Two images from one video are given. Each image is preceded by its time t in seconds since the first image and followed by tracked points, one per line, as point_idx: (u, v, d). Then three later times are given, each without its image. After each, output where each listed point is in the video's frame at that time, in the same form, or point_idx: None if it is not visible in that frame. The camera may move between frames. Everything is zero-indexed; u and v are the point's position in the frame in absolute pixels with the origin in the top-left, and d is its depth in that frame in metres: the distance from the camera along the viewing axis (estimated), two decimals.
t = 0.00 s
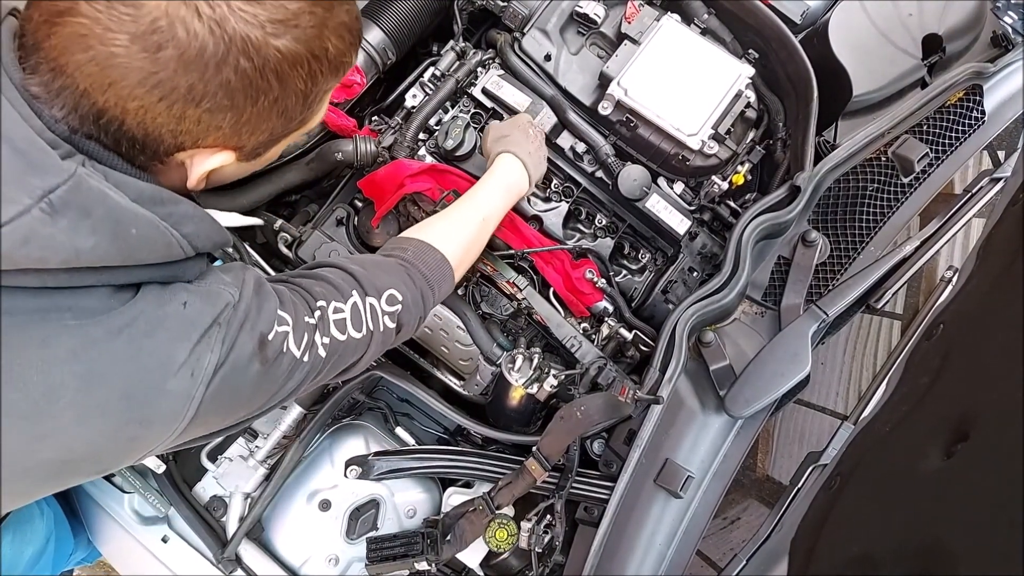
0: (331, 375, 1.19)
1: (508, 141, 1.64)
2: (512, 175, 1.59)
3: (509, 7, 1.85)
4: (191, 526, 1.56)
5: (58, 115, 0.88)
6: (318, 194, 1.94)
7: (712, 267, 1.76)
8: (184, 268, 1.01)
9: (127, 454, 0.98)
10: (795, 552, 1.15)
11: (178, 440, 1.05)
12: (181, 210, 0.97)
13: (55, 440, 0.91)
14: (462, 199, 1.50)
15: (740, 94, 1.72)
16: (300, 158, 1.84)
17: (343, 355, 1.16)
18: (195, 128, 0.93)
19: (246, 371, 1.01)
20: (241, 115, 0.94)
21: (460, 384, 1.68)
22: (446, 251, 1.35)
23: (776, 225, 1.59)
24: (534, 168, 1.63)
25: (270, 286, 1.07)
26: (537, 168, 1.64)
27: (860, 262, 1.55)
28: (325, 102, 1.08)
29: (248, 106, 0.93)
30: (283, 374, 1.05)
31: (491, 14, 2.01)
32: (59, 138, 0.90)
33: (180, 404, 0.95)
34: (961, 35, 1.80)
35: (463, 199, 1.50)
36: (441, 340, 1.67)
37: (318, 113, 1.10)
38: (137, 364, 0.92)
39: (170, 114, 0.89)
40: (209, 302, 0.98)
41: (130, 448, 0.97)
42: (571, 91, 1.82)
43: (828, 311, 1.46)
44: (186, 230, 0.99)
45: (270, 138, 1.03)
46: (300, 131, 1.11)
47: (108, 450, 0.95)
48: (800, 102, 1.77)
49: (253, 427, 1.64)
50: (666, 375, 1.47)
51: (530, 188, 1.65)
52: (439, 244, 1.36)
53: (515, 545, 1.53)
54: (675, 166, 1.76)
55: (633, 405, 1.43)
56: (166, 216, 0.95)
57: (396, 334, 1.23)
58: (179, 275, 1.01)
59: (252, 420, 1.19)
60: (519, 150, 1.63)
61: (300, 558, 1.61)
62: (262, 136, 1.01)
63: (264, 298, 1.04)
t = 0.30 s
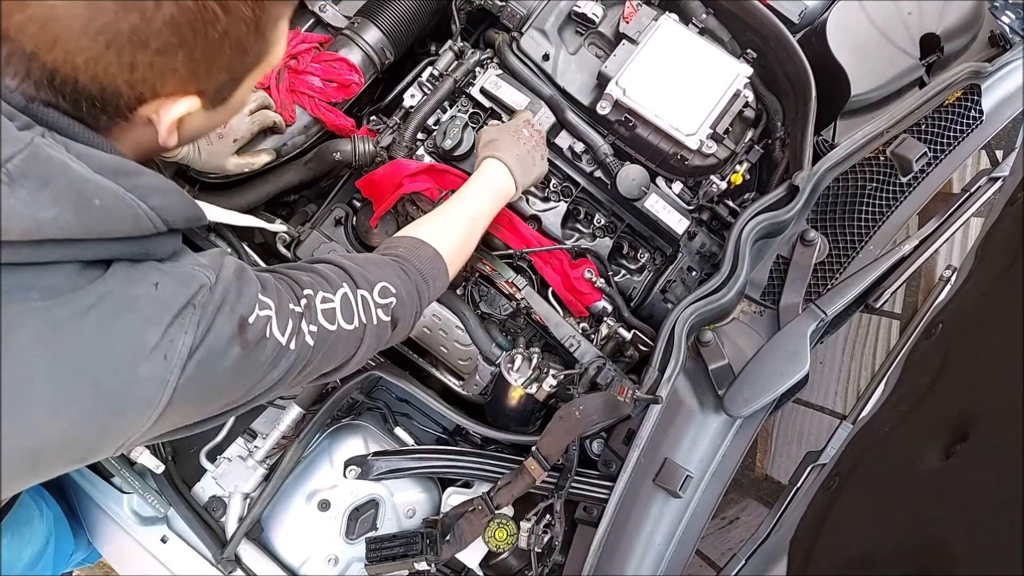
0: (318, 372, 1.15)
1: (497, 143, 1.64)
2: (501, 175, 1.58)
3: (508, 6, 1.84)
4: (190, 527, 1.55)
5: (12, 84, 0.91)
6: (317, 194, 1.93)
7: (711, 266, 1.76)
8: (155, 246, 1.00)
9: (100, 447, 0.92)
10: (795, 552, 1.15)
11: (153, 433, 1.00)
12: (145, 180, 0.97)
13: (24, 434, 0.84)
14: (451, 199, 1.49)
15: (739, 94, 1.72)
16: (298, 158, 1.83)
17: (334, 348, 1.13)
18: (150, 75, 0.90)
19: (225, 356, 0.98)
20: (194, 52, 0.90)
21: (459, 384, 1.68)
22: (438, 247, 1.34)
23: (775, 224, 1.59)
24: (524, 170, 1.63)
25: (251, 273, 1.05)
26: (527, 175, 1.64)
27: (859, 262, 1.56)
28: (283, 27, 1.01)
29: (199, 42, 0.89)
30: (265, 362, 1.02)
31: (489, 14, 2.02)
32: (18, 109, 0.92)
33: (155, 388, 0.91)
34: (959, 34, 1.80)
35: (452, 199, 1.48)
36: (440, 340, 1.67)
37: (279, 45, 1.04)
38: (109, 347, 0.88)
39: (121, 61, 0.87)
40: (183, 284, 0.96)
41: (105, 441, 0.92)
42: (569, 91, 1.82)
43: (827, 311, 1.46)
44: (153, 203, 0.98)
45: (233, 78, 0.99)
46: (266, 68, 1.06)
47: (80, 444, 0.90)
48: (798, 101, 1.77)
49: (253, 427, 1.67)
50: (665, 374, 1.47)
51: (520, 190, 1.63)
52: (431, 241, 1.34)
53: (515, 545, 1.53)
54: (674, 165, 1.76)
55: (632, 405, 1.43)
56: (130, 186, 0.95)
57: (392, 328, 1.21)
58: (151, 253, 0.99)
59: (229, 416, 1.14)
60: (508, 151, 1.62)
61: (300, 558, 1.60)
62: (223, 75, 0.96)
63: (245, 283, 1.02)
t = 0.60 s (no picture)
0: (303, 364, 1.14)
1: (480, 117, 1.56)
2: (485, 151, 1.51)
3: (508, 6, 1.84)
4: (191, 527, 1.54)
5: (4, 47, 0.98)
6: (318, 194, 1.93)
7: (711, 266, 1.75)
8: (146, 219, 0.99)
9: (97, 422, 0.93)
10: (795, 552, 1.15)
11: (149, 411, 1.00)
12: (134, 152, 0.98)
13: (23, 403, 0.85)
14: (430, 182, 1.42)
15: (739, 94, 1.72)
16: (298, 158, 1.83)
17: (317, 342, 1.11)
18: (128, 21, 0.95)
19: (218, 334, 0.98)
20: None
21: (460, 384, 1.68)
22: (419, 243, 1.29)
23: (776, 225, 1.59)
24: (511, 140, 1.56)
25: (243, 258, 1.06)
26: (518, 141, 1.59)
27: (859, 262, 1.56)
28: None
29: None
30: (255, 344, 1.02)
31: (489, 14, 2.02)
32: (5, 78, 0.96)
33: (147, 362, 0.91)
34: (959, 34, 1.80)
35: (435, 181, 1.41)
36: (440, 339, 1.68)
37: None
38: (102, 320, 0.88)
39: (99, 9, 0.93)
40: (175, 261, 0.96)
41: (101, 415, 0.92)
42: (570, 91, 1.81)
43: (828, 311, 1.46)
44: (142, 172, 0.98)
45: (205, 24, 1.03)
46: (233, 17, 1.11)
47: (76, 418, 0.90)
48: (799, 101, 1.77)
49: (254, 427, 1.68)
50: (666, 375, 1.46)
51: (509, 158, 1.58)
52: (411, 236, 1.30)
53: (515, 545, 1.53)
54: (674, 165, 1.76)
55: (632, 404, 1.43)
56: (118, 155, 0.97)
57: (372, 328, 1.20)
58: (141, 226, 0.98)
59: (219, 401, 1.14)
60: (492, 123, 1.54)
61: (300, 558, 1.60)
62: (197, 19, 1.01)
63: (237, 265, 1.03)
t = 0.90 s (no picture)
0: (288, 363, 1.14)
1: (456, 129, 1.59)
2: (460, 163, 1.54)
3: (508, 6, 1.85)
4: (190, 526, 1.54)
5: None
6: (318, 194, 1.93)
7: (711, 266, 1.75)
8: (135, 211, 0.99)
9: (87, 418, 0.93)
10: (795, 552, 1.15)
11: (139, 406, 1.00)
12: (121, 143, 0.97)
13: (17, 397, 0.86)
14: (405, 191, 1.44)
15: (739, 94, 1.72)
16: (298, 158, 1.83)
17: (301, 344, 1.12)
18: (105, 11, 0.94)
19: (208, 332, 0.97)
20: None
21: (459, 384, 1.67)
22: (394, 245, 1.31)
23: (776, 224, 1.59)
24: (486, 154, 1.59)
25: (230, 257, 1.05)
26: (493, 156, 1.61)
27: (859, 262, 1.55)
28: None
29: None
30: (243, 343, 1.02)
31: (489, 14, 2.02)
32: None
33: (138, 357, 0.91)
34: (959, 35, 1.80)
35: (409, 189, 1.44)
36: (441, 340, 1.68)
37: None
38: (92, 315, 0.88)
39: None
40: (165, 258, 0.95)
41: (92, 410, 0.92)
42: (570, 91, 1.81)
43: (827, 311, 1.46)
44: (131, 163, 0.97)
45: (188, 19, 1.03)
46: (220, 14, 1.11)
47: (67, 413, 0.90)
48: (799, 101, 1.77)
49: (253, 427, 1.69)
50: (665, 375, 1.46)
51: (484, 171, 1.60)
52: (386, 240, 1.31)
53: (515, 545, 1.53)
54: (674, 165, 1.76)
55: (632, 404, 1.43)
56: (107, 146, 0.95)
57: (350, 329, 1.19)
58: (127, 219, 0.98)
59: (210, 399, 1.14)
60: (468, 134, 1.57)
61: (299, 558, 1.60)
62: (178, 14, 1.01)
63: (224, 264, 1.02)
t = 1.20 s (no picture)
0: (276, 355, 1.16)
1: (406, 109, 1.61)
2: (415, 138, 1.57)
3: (508, 6, 1.85)
4: (191, 527, 1.54)
5: None
6: (317, 194, 1.93)
7: (711, 266, 1.75)
8: (113, 219, 0.98)
9: (63, 431, 0.91)
10: (796, 552, 1.15)
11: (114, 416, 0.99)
12: (96, 149, 0.95)
13: None
14: (368, 172, 1.47)
15: (739, 94, 1.72)
16: (298, 158, 1.83)
17: (289, 332, 1.13)
18: (55, 18, 0.93)
19: (188, 337, 0.98)
20: None
21: (459, 385, 1.67)
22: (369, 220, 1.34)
23: (776, 224, 1.59)
24: (442, 128, 1.60)
25: (207, 257, 1.05)
26: (450, 131, 1.62)
27: (859, 261, 1.56)
28: None
29: None
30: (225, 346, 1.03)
31: (488, 14, 2.02)
32: None
33: (113, 367, 0.90)
34: (959, 35, 1.81)
35: (370, 171, 1.46)
36: (441, 340, 1.68)
37: (217, 17, 1.03)
38: (64, 325, 0.86)
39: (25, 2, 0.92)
40: (140, 265, 0.94)
41: (67, 423, 0.90)
42: (569, 91, 1.81)
43: (827, 311, 1.46)
44: (105, 170, 0.95)
45: (158, 38, 0.98)
46: (206, 41, 1.06)
47: (38, 427, 0.88)
48: (798, 101, 1.77)
49: (253, 427, 1.69)
50: (666, 375, 1.47)
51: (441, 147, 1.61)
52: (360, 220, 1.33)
53: (515, 545, 1.53)
54: (674, 165, 1.76)
55: (632, 404, 1.43)
56: (81, 152, 0.94)
57: (338, 312, 1.21)
58: (105, 227, 0.97)
59: (193, 401, 1.14)
60: (419, 112, 1.60)
61: (300, 558, 1.59)
62: (141, 30, 0.96)
63: (201, 266, 1.02)
